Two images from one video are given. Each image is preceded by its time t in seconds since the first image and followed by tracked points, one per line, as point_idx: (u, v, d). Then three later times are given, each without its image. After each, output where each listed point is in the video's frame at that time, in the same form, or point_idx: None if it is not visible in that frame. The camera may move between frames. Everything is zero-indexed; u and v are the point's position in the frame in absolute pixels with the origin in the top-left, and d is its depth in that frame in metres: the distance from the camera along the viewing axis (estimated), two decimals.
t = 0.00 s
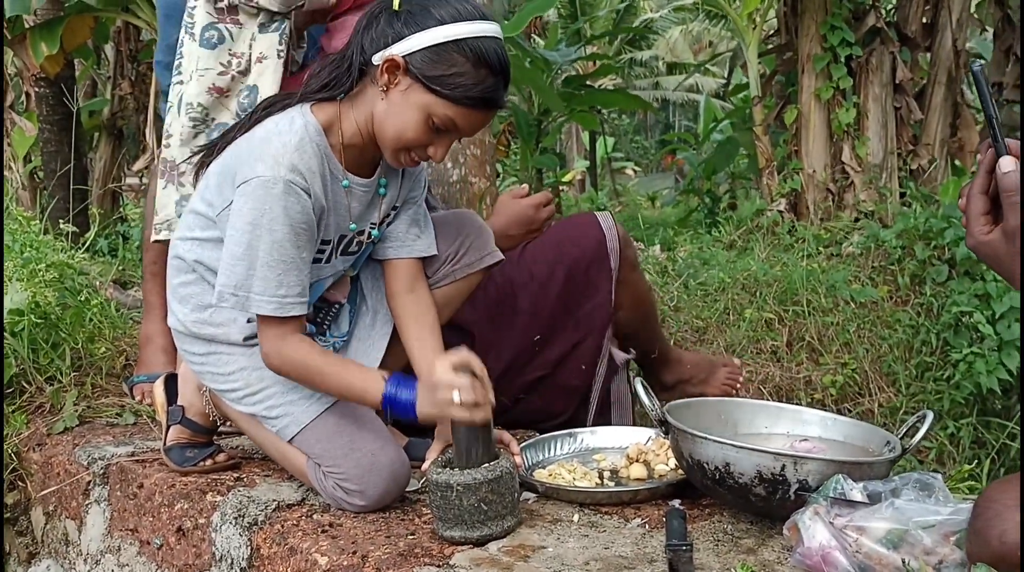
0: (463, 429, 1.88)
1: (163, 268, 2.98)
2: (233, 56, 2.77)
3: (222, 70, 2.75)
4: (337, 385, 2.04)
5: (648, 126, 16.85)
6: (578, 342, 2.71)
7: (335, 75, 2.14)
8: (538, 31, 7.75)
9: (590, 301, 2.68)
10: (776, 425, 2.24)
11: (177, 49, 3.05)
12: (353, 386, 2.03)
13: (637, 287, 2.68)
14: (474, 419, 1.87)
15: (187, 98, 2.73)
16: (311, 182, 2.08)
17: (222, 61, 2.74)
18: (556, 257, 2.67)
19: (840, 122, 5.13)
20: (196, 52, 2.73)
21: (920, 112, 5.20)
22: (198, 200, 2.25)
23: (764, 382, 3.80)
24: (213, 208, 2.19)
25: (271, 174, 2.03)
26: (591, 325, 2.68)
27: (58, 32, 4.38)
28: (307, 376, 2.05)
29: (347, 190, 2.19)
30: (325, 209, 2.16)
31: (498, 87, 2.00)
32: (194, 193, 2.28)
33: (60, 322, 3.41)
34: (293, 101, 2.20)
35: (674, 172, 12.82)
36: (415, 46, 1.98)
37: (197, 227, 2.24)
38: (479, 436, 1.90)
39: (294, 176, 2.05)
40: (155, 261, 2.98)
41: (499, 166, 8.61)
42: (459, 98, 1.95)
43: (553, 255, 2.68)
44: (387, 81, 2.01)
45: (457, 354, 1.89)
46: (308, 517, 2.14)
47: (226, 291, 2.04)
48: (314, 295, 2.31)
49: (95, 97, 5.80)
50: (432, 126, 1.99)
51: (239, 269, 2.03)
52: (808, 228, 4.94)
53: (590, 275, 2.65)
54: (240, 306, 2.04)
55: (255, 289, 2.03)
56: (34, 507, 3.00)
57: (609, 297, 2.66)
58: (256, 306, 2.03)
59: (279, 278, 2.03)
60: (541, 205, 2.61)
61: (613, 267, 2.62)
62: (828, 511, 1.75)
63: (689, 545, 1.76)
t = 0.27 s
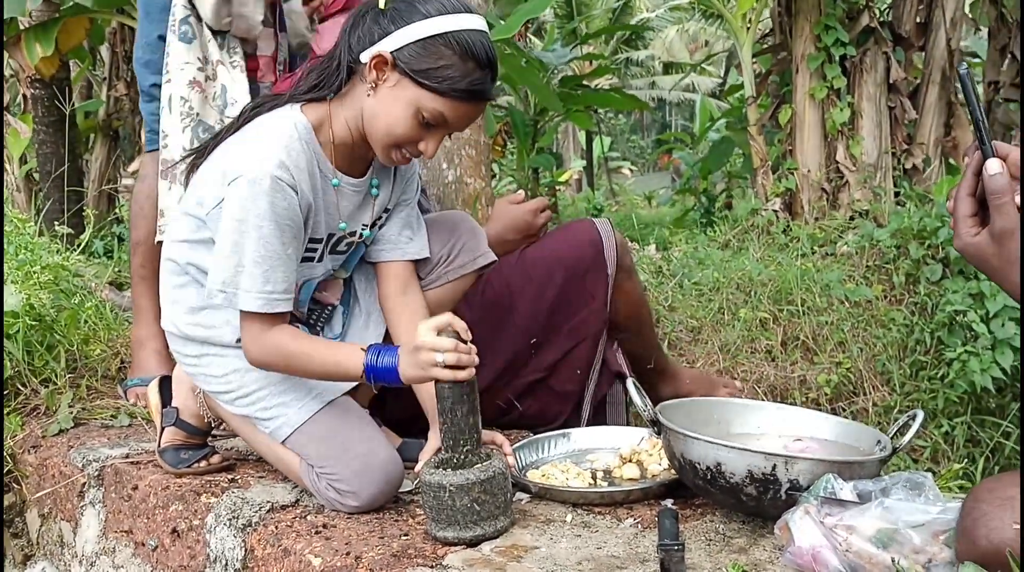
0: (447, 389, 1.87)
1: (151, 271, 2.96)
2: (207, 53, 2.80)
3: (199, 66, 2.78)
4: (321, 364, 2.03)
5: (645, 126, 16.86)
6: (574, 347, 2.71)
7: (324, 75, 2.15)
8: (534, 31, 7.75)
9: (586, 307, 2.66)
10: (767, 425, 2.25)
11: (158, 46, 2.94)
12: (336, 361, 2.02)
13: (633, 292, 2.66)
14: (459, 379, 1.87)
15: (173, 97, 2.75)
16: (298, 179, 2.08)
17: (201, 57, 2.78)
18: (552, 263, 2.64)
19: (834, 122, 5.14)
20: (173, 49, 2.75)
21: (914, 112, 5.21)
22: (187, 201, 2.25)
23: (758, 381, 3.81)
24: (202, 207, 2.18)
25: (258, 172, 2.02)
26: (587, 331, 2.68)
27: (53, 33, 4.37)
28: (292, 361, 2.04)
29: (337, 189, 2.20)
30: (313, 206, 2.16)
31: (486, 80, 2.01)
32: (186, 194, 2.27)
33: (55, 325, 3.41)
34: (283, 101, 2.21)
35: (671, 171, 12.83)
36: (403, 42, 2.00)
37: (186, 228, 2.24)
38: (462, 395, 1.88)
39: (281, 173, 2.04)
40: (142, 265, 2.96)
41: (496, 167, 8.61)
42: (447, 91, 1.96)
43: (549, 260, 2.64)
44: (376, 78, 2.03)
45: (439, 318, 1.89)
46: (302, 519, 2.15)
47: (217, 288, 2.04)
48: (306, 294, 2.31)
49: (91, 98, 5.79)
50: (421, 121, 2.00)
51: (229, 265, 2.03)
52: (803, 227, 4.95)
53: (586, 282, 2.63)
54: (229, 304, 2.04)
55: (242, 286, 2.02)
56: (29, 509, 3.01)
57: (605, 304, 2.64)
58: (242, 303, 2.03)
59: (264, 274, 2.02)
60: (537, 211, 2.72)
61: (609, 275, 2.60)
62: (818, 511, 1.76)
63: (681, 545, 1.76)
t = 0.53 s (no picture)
0: (456, 425, 1.88)
1: (141, 274, 2.97)
2: (196, 57, 2.75)
3: (183, 73, 2.73)
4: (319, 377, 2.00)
5: (644, 126, 16.88)
6: (573, 355, 2.70)
7: (322, 74, 2.16)
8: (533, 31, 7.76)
9: (586, 314, 2.67)
10: (761, 425, 2.25)
11: (145, 48, 2.91)
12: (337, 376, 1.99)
13: (633, 301, 2.68)
14: (469, 419, 1.88)
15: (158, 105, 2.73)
16: (300, 172, 2.08)
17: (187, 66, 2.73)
18: (553, 269, 2.66)
19: (832, 123, 5.14)
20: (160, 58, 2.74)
21: (912, 112, 5.22)
22: (186, 206, 2.25)
23: (756, 382, 3.82)
24: (201, 208, 2.19)
25: (260, 166, 2.03)
26: (587, 338, 2.68)
27: (52, 35, 4.38)
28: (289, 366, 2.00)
29: (338, 187, 2.20)
30: (314, 202, 2.16)
31: (481, 77, 2.02)
32: (185, 199, 2.28)
33: (53, 327, 3.42)
34: (281, 102, 2.22)
35: (671, 172, 12.84)
36: (397, 40, 2.01)
37: (186, 232, 2.24)
38: (471, 433, 1.90)
39: (283, 166, 2.05)
40: (132, 268, 2.97)
41: (495, 167, 8.62)
42: (443, 87, 1.96)
43: (550, 266, 2.67)
44: (371, 76, 2.04)
45: (459, 355, 1.92)
46: (299, 521, 2.16)
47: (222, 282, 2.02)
48: (305, 291, 2.32)
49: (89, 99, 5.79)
50: (417, 118, 2.00)
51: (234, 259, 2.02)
52: (800, 228, 4.96)
53: (587, 288, 2.64)
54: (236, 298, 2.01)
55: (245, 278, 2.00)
56: (28, 512, 3.01)
57: (606, 310, 2.64)
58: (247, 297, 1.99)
59: (268, 265, 2.00)
60: (538, 218, 2.72)
61: (610, 281, 2.62)
62: (813, 512, 1.77)
63: (677, 545, 1.77)
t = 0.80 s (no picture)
0: (443, 434, 1.91)
1: (132, 276, 2.95)
2: (196, 54, 2.76)
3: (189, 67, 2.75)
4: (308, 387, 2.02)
5: (644, 125, 16.87)
6: (570, 355, 2.69)
7: (321, 77, 2.16)
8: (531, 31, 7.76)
9: (583, 315, 2.64)
10: (758, 426, 2.25)
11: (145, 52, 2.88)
12: (325, 387, 2.01)
13: (630, 303, 2.64)
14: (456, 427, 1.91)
15: (166, 101, 2.72)
16: (298, 176, 2.07)
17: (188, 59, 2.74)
18: (550, 269, 2.64)
19: (830, 123, 5.14)
20: (162, 53, 2.72)
21: (910, 112, 5.21)
22: (183, 207, 2.24)
23: (754, 382, 3.81)
24: (198, 209, 2.18)
25: (258, 169, 2.03)
26: (583, 339, 2.65)
27: (51, 36, 4.37)
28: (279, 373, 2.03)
29: (335, 190, 2.20)
30: (311, 205, 2.15)
31: (482, 83, 2.01)
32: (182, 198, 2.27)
33: (51, 329, 3.41)
34: (280, 104, 2.22)
35: (670, 171, 12.84)
36: (398, 43, 2.00)
37: (183, 234, 2.24)
38: (460, 441, 1.92)
39: (281, 170, 2.05)
40: (124, 269, 2.96)
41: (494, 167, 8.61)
42: (442, 92, 1.96)
43: (548, 266, 2.64)
44: (371, 79, 2.03)
45: (443, 363, 1.95)
46: (295, 523, 2.15)
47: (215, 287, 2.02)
48: (302, 293, 2.31)
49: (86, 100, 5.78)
50: (415, 122, 2.00)
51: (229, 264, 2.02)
52: (799, 227, 4.95)
53: (583, 290, 2.61)
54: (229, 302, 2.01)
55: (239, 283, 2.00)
56: (25, 513, 3.01)
57: (602, 313, 2.61)
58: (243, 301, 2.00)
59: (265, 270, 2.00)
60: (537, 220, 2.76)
61: (606, 284, 2.58)
62: (810, 514, 1.76)
63: (673, 548, 1.76)
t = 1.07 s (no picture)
0: (445, 392, 1.87)
1: (127, 279, 2.94)
2: (209, 60, 2.74)
3: (200, 76, 2.73)
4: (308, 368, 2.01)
5: (642, 125, 16.87)
6: (569, 359, 2.68)
7: (316, 79, 2.14)
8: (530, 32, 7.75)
9: (583, 319, 2.62)
10: (756, 427, 2.24)
11: (141, 55, 2.89)
12: (325, 366, 1.99)
13: (629, 306, 2.65)
14: (455, 383, 1.87)
15: (174, 109, 2.71)
16: (292, 181, 2.06)
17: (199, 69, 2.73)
18: (550, 272, 2.61)
19: (828, 122, 5.13)
20: (170, 62, 2.71)
21: (909, 112, 5.20)
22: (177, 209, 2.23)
23: (754, 383, 3.80)
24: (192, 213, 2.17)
25: (252, 175, 2.02)
26: (583, 342, 2.64)
27: (48, 37, 4.36)
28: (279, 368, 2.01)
29: (329, 194, 2.18)
30: (306, 209, 2.14)
31: (477, 83, 2.00)
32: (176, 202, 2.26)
33: (47, 332, 3.40)
34: (273, 106, 2.20)
35: (669, 171, 12.84)
36: (392, 46, 1.99)
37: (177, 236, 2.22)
38: (461, 399, 1.88)
39: (275, 175, 2.03)
40: (117, 273, 2.94)
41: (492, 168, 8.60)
42: (438, 95, 1.94)
43: (548, 269, 2.62)
44: (365, 83, 2.02)
45: (433, 323, 1.92)
46: (292, 527, 2.14)
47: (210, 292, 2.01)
48: (297, 297, 2.30)
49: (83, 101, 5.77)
50: (411, 124, 1.98)
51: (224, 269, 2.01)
52: (798, 227, 4.94)
53: (583, 294, 2.59)
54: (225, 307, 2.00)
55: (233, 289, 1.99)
56: (21, 518, 2.99)
57: (602, 316, 2.60)
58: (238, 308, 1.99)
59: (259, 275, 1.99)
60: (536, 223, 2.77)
61: (607, 288, 2.57)
62: (810, 517, 1.75)
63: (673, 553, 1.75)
